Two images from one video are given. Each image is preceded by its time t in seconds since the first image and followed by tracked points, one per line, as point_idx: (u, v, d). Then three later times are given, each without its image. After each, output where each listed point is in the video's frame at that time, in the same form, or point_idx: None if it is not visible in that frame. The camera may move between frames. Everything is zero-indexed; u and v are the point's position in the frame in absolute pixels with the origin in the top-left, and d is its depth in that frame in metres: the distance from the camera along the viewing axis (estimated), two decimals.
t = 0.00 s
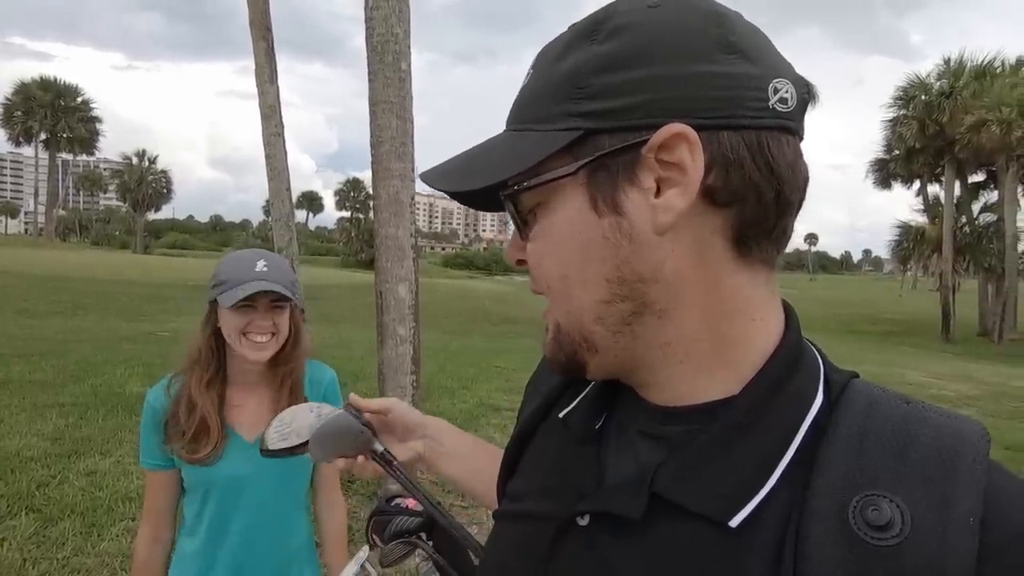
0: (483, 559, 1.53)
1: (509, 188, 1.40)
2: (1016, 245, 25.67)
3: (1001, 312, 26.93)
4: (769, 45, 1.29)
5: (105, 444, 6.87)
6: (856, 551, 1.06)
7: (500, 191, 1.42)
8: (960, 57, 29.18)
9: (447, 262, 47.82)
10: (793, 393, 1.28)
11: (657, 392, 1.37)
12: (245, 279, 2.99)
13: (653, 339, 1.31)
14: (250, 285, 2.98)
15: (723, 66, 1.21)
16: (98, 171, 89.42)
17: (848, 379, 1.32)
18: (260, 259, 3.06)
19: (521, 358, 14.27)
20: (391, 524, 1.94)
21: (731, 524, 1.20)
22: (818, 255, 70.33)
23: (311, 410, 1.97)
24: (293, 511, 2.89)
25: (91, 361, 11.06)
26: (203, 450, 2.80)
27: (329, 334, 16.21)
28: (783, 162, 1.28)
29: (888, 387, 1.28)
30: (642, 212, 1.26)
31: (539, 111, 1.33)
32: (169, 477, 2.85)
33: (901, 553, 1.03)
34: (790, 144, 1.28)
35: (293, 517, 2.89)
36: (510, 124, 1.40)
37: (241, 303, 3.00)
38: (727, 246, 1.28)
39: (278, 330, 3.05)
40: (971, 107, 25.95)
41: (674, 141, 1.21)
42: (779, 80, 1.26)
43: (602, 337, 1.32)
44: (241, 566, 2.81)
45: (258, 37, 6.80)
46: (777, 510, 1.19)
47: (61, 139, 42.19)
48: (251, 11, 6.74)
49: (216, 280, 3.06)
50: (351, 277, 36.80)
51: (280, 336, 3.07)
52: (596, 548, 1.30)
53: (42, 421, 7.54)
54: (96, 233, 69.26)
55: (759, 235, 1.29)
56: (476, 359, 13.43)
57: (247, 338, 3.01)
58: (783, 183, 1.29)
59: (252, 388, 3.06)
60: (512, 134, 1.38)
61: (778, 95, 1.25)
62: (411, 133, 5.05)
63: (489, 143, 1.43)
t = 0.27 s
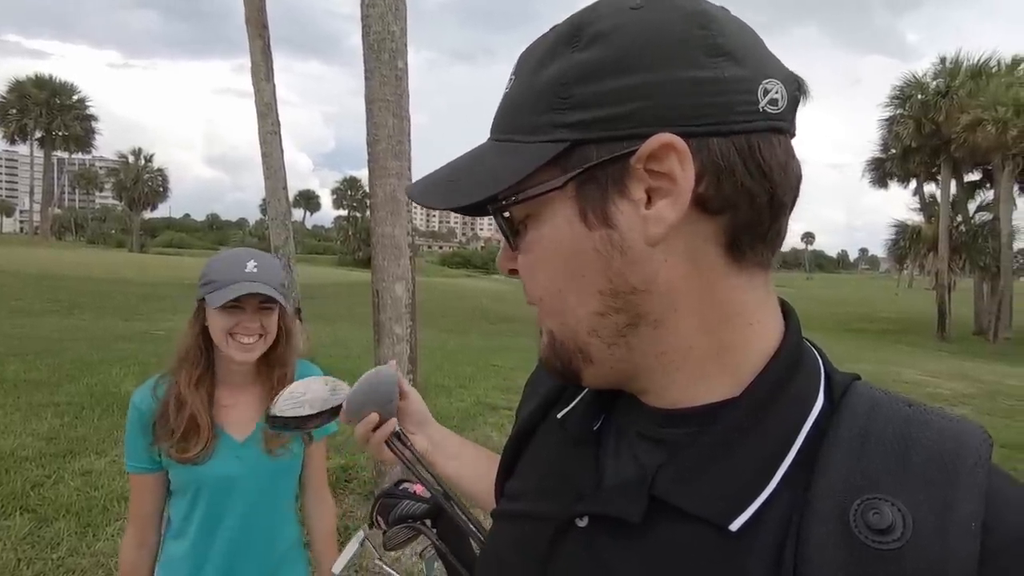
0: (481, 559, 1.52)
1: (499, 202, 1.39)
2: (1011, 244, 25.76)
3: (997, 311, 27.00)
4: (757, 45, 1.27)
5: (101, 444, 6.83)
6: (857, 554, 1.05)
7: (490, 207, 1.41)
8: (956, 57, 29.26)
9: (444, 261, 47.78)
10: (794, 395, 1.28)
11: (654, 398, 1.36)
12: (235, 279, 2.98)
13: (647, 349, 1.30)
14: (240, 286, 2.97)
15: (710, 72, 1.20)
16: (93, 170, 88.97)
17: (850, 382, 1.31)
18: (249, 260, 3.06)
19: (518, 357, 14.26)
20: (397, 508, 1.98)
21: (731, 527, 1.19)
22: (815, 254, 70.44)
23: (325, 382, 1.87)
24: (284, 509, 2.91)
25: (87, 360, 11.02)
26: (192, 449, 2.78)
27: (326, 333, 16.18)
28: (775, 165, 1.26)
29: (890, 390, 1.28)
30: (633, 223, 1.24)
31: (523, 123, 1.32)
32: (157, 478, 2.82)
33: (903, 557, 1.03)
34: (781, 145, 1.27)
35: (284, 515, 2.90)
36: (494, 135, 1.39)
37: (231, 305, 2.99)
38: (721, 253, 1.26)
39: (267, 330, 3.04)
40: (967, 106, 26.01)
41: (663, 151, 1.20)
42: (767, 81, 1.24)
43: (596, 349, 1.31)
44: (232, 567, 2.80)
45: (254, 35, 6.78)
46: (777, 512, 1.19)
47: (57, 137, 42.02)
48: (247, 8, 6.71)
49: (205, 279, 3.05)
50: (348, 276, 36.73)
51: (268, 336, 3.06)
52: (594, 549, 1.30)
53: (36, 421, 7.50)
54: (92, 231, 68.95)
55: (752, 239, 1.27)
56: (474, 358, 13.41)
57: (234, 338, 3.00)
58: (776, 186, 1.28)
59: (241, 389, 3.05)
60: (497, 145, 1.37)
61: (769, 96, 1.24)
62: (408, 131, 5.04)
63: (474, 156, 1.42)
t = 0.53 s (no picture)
0: (480, 559, 1.52)
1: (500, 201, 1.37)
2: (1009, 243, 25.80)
3: (994, 310, 27.03)
4: (764, 46, 1.26)
5: (98, 443, 6.82)
6: (860, 557, 1.05)
7: (490, 205, 1.39)
8: (954, 56, 29.28)
9: (443, 260, 47.76)
10: (796, 397, 1.28)
11: (658, 399, 1.35)
12: (234, 280, 2.98)
13: (651, 350, 1.29)
14: (240, 287, 2.97)
15: (717, 72, 1.20)
16: (90, 168, 88.79)
17: (853, 383, 1.31)
18: (246, 261, 3.06)
19: (517, 356, 14.25)
20: (395, 499, 1.95)
21: (733, 530, 1.19)
22: (813, 253, 70.48)
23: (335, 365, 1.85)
24: (277, 509, 2.90)
25: (85, 359, 11.01)
26: (186, 451, 2.77)
27: (324, 332, 16.15)
28: (781, 166, 1.26)
29: (893, 391, 1.27)
30: (638, 223, 1.23)
31: (527, 120, 1.30)
32: (150, 480, 2.80)
33: (906, 558, 1.03)
34: (788, 146, 1.27)
35: (276, 516, 2.89)
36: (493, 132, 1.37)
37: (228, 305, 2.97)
38: (725, 254, 1.26)
39: (264, 331, 3.04)
40: (965, 106, 26.04)
41: (671, 152, 1.19)
42: (775, 82, 1.24)
43: (600, 350, 1.30)
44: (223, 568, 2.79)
45: (252, 33, 6.76)
46: (779, 514, 1.19)
47: (54, 136, 41.93)
48: (245, 6, 6.69)
49: (200, 281, 3.02)
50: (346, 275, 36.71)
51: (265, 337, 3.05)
52: (594, 550, 1.30)
53: (34, 420, 7.49)
54: (89, 230, 68.76)
55: (758, 238, 1.27)
56: (473, 357, 13.40)
57: (232, 339, 2.98)
58: (782, 188, 1.28)
59: (232, 390, 3.03)
60: (495, 143, 1.36)
61: (775, 97, 1.24)
62: (407, 130, 5.03)
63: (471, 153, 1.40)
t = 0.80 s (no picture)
0: (478, 559, 1.51)
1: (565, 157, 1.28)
2: (1008, 242, 25.81)
3: (993, 309, 27.03)
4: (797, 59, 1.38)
5: (97, 442, 6.82)
6: (852, 551, 1.05)
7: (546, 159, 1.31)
8: (953, 55, 29.26)
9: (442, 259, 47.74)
10: (789, 395, 1.28)
11: (699, 387, 1.31)
12: (236, 281, 2.98)
13: (705, 332, 1.26)
14: (241, 288, 2.97)
15: (778, 62, 1.26)
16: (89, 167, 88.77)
17: (843, 380, 1.31)
18: (252, 262, 3.06)
19: (515, 355, 14.24)
20: (394, 502, 1.98)
21: (730, 526, 1.19)
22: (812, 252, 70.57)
23: (329, 368, 1.84)
24: (277, 506, 2.89)
25: (84, 358, 11.00)
26: (187, 447, 2.78)
27: (323, 332, 16.15)
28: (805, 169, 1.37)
29: (882, 387, 1.28)
30: (713, 197, 1.22)
31: (603, 75, 1.24)
32: (151, 477, 2.81)
33: (897, 552, 1.03)
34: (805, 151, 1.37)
35: (275, 514, 2.88)
36: (556, 83, 1.29)
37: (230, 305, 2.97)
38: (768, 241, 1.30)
39: (267, 331, 3.04)
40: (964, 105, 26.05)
41: (754, 129, 1.21)
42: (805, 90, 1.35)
43: (658, 328, 1.24)
44: (224, 565, 2.78)
45: (251, 32, 6.74)
46: (773, 511, 1.19)
47: (53, 135, 41.94)
48: (244, 4, 6.67)
49: (203, 280, 3.02)
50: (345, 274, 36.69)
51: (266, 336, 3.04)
52: (589, 549, 1.30)
53: (33, 419, 7.48)
54: (88, 228, 68.66)
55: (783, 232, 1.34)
56: (472, 356, 13.40)
57: (234, 339, 2.98)
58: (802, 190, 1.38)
59: (234, 389, 3.03)
60: (559, 94, 1.28)
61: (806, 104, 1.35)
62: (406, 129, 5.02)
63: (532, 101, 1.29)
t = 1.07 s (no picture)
0: (478, 560, 1.51)
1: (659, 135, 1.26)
2: (1009, 241, 25.77)
3: (995, 309, 26.93)
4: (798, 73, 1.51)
5: (99, 442, 6.82)
6: (852, 549, 1.04)
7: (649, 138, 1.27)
8: (955, 53, 29.20)
9: (442, 258, 47.67)
10: (789, 393, 1.27)
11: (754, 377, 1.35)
12: (243, 276, 2.98)
13: (764, 323, 1.31)
14: (247, 282, 2.97)
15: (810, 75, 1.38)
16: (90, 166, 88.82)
17: (843, 378, 1.31)
18: (259, 257, 3.05)
19: (516, 355, 14.22)
20: (392, 506, 1.97)
21: (731, 522, 1.18)
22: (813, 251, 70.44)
23: (326, 373, 1.83)
24: (282, 504, 2.89)
25: (85, 357, 11.00)
26: (193, 444, 2.77)
27: (323, 331, 16.13)
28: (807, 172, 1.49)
29: (883, 386, 1.28)
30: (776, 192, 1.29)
31: (691, 59, 1.26)
32: (156, 474, 2.81)
33: (896, 550, 1.01)
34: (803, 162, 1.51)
35: (279, 512, 2.88)
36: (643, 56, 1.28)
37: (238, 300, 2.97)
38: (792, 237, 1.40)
39: (274, 327, 3.02)
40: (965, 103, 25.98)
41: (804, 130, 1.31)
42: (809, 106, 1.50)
43: (731, 319, 1.25)
44: (226, 563, 2.78)
45: (251, 31, 6.73)
46: (774, 508, 1.18)
47: (54, 134, 41.95)
48: (244, 3, 6.66)
49: (211, 276, 3.03)
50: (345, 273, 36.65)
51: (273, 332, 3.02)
52: (591, 548, 1.29)
53: (34, 418, 7.48)
54: (88, 228, 68.71)
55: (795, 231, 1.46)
56: (472, 356, 13.38)
57: (242, 335, 2.97)
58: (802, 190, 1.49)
59: (242, 387, 3.03)
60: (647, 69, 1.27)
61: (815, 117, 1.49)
62: (407, 128, 5.02)
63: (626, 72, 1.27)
